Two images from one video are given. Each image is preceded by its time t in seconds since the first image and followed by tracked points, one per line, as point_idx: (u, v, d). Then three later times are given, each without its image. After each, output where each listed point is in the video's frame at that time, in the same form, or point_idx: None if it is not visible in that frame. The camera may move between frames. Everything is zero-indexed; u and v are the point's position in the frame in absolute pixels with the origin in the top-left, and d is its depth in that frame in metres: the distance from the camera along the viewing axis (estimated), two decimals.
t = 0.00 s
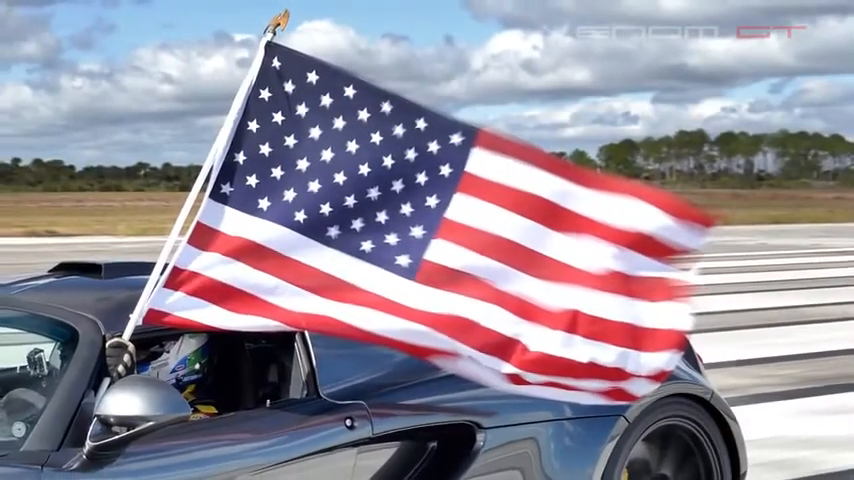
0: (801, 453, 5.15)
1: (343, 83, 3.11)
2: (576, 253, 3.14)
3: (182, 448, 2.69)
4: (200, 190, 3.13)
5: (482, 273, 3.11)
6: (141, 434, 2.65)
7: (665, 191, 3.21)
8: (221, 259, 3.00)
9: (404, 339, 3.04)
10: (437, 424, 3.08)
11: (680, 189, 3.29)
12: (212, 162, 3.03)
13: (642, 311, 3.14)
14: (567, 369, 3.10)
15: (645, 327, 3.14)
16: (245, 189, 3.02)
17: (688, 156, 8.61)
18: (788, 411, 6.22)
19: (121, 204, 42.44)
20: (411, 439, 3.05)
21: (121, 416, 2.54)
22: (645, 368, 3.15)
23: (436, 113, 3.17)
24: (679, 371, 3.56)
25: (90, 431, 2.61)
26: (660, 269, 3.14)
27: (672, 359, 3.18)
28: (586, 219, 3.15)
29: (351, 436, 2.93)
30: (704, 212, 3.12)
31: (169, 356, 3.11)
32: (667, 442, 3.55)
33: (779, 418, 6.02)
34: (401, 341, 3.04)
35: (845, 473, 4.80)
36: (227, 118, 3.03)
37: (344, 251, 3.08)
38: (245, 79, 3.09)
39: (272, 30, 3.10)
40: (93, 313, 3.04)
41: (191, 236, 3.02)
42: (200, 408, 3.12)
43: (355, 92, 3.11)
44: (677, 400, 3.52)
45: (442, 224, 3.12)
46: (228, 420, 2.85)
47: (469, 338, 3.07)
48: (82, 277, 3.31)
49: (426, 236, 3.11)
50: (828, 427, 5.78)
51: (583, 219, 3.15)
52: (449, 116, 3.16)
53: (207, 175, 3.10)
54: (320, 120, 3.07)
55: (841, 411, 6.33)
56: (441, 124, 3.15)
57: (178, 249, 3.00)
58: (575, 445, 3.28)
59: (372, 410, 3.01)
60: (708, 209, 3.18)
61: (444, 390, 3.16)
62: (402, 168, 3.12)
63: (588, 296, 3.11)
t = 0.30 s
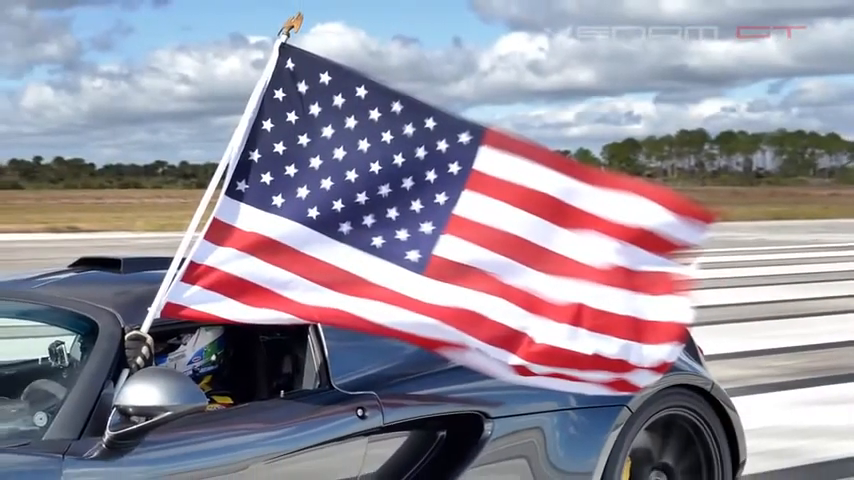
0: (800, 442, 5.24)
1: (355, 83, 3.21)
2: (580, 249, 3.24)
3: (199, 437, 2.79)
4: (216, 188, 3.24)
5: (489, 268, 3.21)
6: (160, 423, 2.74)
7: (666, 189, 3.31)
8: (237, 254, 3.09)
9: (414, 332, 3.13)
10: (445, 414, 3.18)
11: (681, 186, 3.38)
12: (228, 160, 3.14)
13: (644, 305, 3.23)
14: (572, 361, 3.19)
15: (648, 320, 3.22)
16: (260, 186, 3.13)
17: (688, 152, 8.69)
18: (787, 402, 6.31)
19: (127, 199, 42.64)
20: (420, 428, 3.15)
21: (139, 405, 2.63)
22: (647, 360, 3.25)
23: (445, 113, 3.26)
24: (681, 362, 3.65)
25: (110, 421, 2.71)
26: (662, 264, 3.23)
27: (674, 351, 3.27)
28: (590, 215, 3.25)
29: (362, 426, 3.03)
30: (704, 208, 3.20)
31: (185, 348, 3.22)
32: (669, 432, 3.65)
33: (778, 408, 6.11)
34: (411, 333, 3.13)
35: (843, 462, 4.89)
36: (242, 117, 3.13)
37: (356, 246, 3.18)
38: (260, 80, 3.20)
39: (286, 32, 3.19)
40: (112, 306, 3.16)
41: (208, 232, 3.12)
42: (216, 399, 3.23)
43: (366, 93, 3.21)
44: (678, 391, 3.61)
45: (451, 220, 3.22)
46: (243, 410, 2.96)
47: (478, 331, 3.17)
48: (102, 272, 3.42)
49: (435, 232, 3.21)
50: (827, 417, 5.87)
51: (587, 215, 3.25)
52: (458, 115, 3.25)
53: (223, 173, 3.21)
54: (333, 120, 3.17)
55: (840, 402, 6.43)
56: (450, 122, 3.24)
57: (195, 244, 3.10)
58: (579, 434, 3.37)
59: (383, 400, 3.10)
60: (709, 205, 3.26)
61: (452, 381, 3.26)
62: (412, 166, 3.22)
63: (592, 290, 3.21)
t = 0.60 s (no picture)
0: (799, 431, 5.34)
1: (367, 84, 3.31)
2: (585, 244, 3.34)
3: (216, 425, 2.90)
4: (231, 185, 3.33)
5: (497, 262, 3.31)
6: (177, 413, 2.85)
7: (667, 185, 3.42)
8: (253, 249, 3.19)
9: (424, 324, 3.24)
10: (454, 404, 3.28)
11: (682, 183, 3.49)
12: (244, 158, 3.23)
13: (647, 298, 3.33)
14: (576, 352, 3.31)
15: (650, 313, 3.33)
16: (275, 184, 3.22)
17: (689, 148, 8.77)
18: (788, 392, 6.41)
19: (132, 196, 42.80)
20: (430, 418, 3.25)
21: (158, 395, 2.73)
22: (650, 352, 3.36)
23: (454, 112, 3.37)
24: (682, 354, 3.76)
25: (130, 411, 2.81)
26: (664, 259, 3.34)
27: (676, 343, 3.37)
28: (594, 211, 3.35)
29: (373, 416, 3.13)
30: (705, 204, 3.31)
31: (203, 340, 3.30)
32: (670, 421, 3.75)
33: (779, 398, 6.22)
34: (420, 325, 3.24)
35: (841, 450, 4.99)
36: (258, 117, 3.23)
37: (367, 242, 3.29)
38: (274, 81, 3.29)
39: (299, 34, 3.30)
40: (131, 299, 3.26)
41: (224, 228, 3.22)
42: (232, 389, 3.31)
43: (378, 93, 3.31)
44: (680, 381, 3.71)
45: (459, 216, 3.32)
46: (259, 399, 3.07)
47: (487, 324, 3.28)
48: (122, 266, 3.53)
49: (444, 227, 3.31)
50: (827, 407, 5.97)
51: (591, 211, 3.35)
52: (466, 114, 3.37)
53: (238, 171, 3.30)
54: (345, 119, 3.27)
55: (840, 392, 6.52)
56: (458, 121, 3.35)
57: (212, 240, 3.20)
58: (584, 424, 3.47)
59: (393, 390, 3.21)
60: (709, 201, 3.37)
61: (461, 372, 3.36)
62: (422, 164, 3.32)
63: (597, 284, 3.30)
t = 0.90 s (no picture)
0: (797, 419, 5.45)
1: (379, 84, 3.43)
2: (589, 239, 3.44)
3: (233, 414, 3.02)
4: (247, 182, 3.45)
5: (504, 257, 3.42)
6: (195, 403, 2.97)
7: (669, 183, 3.53)
8: (268, 244, 3.31)
9: (432, 316, 3.35)
10: (463, 394, 3.39)
11: (684, 181, 3.59)
12: (260, 156, 3.35)
13: (649, 291, 3.44)
14: (580, 344, 3.41)
15: (652, 306, 3.44)
16: (290, 181, 3.34)
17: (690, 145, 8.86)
18: (788, 382, 6.52)
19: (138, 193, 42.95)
20: (440, 408, 3.36)
21: (176, 386, 2.85)
22: (653, 343, 3.46)
23: (462, 111, 3.49)
24: (683, 345, 3.86)
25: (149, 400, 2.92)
26: (666, 254, 3.44)
27: (677, 335, 3.49)
28: (598, 208, 3.46)
29: (385, 405, 3.25)
30: (705, 201, 3.42)
31: (220, 332, 3.45)
32: (671, 411, 3.85)
33: (777, 388, 6.32)
34: (430, 317, 3.35)
35: (838, 438, 5.10)
36: (273, 116, 3.35)
37: (379, 237, 3.40)
38: (289, 82, 3.41)
39: (313, 37, 3.42)
40: (150, 293, 3.37)
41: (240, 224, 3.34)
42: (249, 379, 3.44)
43: (389, 93, 3.42)
44: (681, 372, 3.82)
45: (468, 212, 3.43)
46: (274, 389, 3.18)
47: (495, 316, 3.38)
48: (142, 261, 3.65)
49: (453, 223, 3.42)
50: (826, 397, 6.08)
51: (596, 208, 3.46)
52: (474, 114, 3.49)
53: (254, 169, 3.42)
54: (358, 119, 3.39)
55: (838, 382, 6.63)
56: (467, 121, 3.47)
57: (229, 235, 3.31)
58: (589, 413, 3.58)
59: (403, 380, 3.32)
60: (709, 198, 3.48)
61: (470, 363, 3.48)
62: (432, 162, 3.43)
63: (600, 278, 3.42)
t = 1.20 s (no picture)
0: (795, 408, 5.57)
1: (390, 85, 3.55)
2: (593, 234, 3.56)
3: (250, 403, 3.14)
4: (263, 179, 3.57)
5: (512, 252, 3.53)
6: (214, 392, 3.09)
7: (671, 180, 3.64)
8: (284, 239, 3.43)
9: (441, 308, 3.47)
10: (471, 384, 3.51)
11: (686, 178, 3.70)
12: (276, 154, 3.48)
13: (651, 284, 3.56)
14: (585, 335, 3.53)
15: (655, 299, 3.55)
16: (304, 178, 3.46)
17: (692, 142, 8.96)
18: (786, 372, 6.64)
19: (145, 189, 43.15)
20: (449, 397, 3.49)
21: (194, 376, 2.97)
22: (655, 335, 3.59)
23: (471, 110, 3.61)
24: (683, 337, 3.97)
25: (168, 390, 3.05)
26: (668, 248, 3.56)
27: (678, 327, 3.61)
28: (602, 204, 3.57)
29: (396, 395, 3.37)
30: (706, 198, 3.53)
31: (237, 324, 3.54)
32: (673, 400, 3.97)
33: (775, 378, 6.44)
34: (439, 309, 3.47)
35: (835, 426, 5.22)
36: (288, 115, 3.47)
37: (391, 232, 3.52)
38: (304, 83, 3.53)
39: (327, 39, 3.53)
40: (170, 286, 3.49)
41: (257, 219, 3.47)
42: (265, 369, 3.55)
43: (400, 93, 3.53)
44: (682, 363, 3.93)
45: (477, 208, 3.55)
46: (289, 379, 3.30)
47: (502, 308, 3.50)
48: (162, 255, 3.77)
49: (462, 219, 3.54)
50: (823, 386, 6.20)
51: (600, 204, 3.57)
52: (482, 113, 3.61)
53: (270, 166, 3.54)
54: (370, 118, 3.51)
55: (835, 372, 6.74)
56: (476, 120, 3.59)
57: (246, 230, 3.43)
58: (594, 403, 3.70)
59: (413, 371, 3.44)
60: (710, 195, 3.59)
61: (478, 354, 3.59)
62: (442, 159, 3.55)
63: (604, 272, 3.54)
